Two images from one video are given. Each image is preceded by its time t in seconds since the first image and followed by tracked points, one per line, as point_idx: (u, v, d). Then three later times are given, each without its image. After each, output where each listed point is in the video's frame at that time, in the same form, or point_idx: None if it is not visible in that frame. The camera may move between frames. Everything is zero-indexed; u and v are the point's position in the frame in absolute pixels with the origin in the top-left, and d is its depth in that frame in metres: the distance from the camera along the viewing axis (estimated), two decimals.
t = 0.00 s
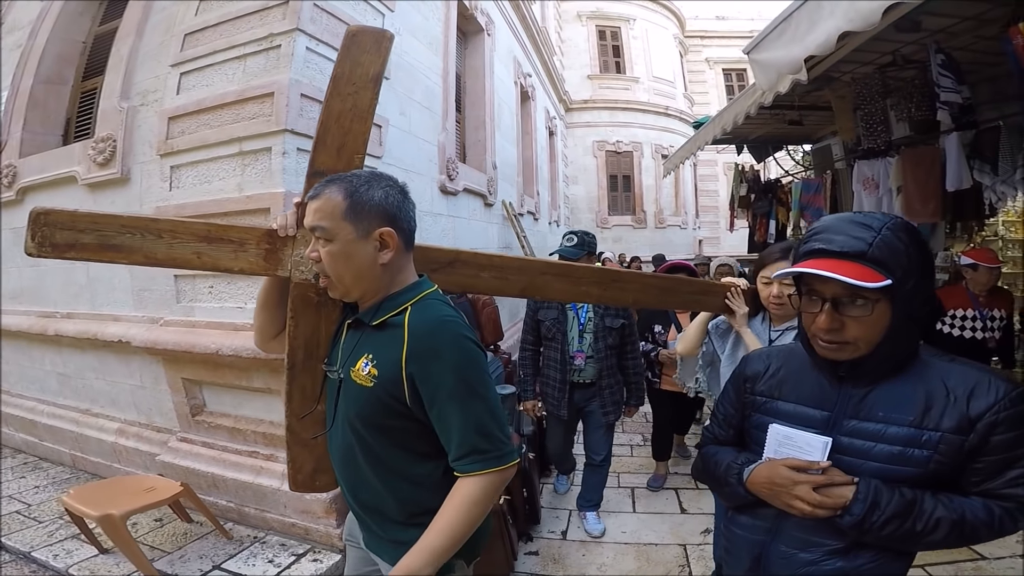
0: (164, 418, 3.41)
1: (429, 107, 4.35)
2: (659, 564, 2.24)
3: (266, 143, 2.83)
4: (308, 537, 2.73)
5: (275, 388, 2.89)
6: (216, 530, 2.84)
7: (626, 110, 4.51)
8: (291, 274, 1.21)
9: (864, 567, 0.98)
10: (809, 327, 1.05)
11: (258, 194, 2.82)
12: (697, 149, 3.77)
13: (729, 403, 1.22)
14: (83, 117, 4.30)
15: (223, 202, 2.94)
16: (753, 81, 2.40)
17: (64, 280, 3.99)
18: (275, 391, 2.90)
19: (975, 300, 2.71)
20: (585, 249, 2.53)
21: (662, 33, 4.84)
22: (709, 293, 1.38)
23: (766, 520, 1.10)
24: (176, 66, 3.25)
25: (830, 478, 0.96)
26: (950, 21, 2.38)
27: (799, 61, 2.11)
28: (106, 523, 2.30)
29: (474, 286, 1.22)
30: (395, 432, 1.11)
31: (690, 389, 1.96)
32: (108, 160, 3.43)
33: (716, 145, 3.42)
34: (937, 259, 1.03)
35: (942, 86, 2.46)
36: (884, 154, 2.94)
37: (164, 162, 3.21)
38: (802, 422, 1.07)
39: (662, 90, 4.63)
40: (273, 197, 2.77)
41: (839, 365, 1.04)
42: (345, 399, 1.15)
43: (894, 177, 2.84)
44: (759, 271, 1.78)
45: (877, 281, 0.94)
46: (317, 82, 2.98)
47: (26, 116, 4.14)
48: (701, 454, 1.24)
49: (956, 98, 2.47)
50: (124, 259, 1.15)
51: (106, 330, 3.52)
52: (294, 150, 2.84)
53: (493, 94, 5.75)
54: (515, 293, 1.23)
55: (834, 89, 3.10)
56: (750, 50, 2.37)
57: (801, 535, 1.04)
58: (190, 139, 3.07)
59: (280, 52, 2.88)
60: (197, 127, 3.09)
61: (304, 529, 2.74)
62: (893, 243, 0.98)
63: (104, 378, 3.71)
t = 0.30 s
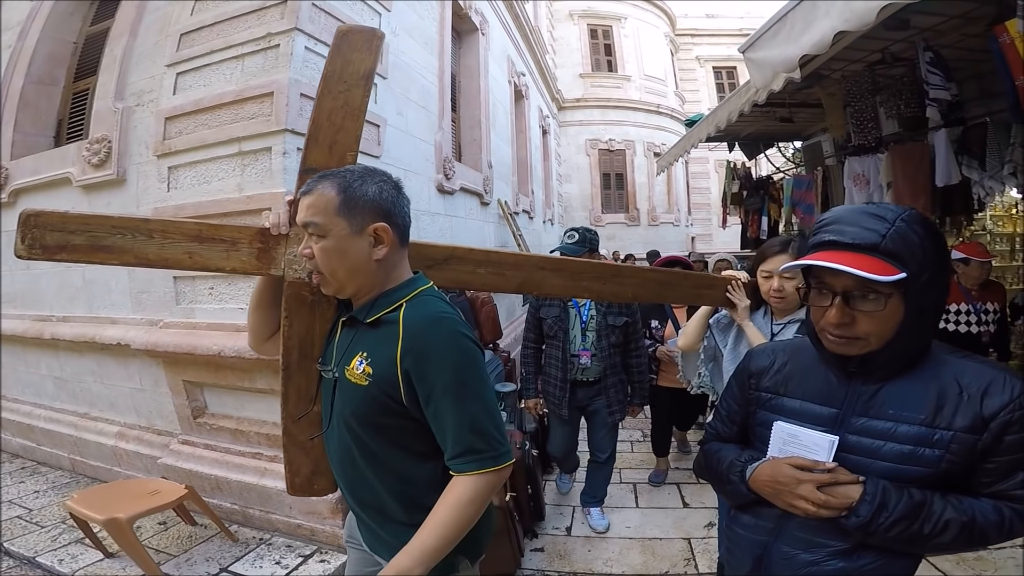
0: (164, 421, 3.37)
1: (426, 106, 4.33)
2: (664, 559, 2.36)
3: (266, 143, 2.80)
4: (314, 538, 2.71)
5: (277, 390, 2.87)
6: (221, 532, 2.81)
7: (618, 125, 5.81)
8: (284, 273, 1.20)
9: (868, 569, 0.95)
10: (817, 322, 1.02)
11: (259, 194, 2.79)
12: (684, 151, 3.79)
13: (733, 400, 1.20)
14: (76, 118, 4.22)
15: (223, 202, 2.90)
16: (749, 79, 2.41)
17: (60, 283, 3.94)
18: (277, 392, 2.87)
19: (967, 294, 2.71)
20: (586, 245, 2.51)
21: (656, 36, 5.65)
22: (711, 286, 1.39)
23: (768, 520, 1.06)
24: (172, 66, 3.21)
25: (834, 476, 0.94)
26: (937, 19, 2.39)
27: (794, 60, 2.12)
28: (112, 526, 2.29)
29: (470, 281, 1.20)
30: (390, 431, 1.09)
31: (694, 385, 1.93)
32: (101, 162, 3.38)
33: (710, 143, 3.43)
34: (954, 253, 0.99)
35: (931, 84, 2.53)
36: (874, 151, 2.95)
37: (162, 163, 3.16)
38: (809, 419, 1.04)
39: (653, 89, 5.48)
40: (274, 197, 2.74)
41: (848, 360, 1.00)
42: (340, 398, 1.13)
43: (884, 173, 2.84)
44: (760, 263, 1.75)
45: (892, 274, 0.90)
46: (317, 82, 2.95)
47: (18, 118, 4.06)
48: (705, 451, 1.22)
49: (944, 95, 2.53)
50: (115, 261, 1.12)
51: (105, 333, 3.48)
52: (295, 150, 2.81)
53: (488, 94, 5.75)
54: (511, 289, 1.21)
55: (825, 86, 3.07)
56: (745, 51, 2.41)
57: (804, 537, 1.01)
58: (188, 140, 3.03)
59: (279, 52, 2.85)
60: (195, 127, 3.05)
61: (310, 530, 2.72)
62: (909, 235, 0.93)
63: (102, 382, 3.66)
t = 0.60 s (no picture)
0: (164, 422, 3.33)
1: (424, 105, 4.31)
2: (670, 553, 2.37)
3: (269, 142, 2.78)
4: (320, 539, 2.68)
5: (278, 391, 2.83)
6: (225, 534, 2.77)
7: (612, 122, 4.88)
8: (276, 273, 1.17)
9: (882, 571, 0.93)
10: (833, 315, 0.99)
11: (262, 193, 2.75)
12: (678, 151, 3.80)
13: (741, 393, 1.16)
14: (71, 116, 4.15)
15: (227, 202, 2.85)
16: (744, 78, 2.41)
17: (55, 284, 3.86)
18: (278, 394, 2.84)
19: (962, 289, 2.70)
20: (590, 244, 2.48)
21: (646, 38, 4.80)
22: (716, 282, 1.37)
23: (777, 521, 1.04)
24: (171, 64, 3.15)
25: (847, 472, 0.91)
26: (929, 19, 2.37)
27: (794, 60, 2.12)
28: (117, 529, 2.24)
29: (467, 281, 1.17)
30: (384, 433, 1.06)
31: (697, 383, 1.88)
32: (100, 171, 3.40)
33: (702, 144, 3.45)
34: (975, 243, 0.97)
35: (921, 83, 2.51)
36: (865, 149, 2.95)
37: (161, 162, 3.12)
38: (822, 415, 1.01)
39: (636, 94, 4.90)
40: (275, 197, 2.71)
41: (866, 356, 0.98)
42: (335, 400, 1.10)
43: (874, 171, 2.84)
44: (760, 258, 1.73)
45: (917, 266, 0.88)
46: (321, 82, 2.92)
47: (10, 117, 3.96)
48: (710, 447, 1.19)
49: (934, 94, 2.50)
50: (105, 263, 1.09)
51: (102, 334, 3.42)
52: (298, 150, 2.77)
53: (485, 93, 5.72)
54: (508, 288, 1.18)
55: (815, 86, 3.13)
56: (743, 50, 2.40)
57: (813, 539, 0.99)
58: (189, 138, 2.98)
59: (281, 50, 2.80)
60: (196, 126, 3.00)
61: (316, 531, 2.68)
62: (933, 225, 0.91)
63: (99, 383, 3.60)
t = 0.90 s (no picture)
0: (162, 423, 3.30)
1: (422, 104, 4.30)
2: (672, 549, 2.43)
3: (271, 139, 2.80)
4: (323, 540, 2.67)
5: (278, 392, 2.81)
6: (226, 536, 2.76)
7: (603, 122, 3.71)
8: (270, 277, 1.15)
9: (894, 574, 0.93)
10: (847, 313, 0.99)
11: (265, 191, 2.78)
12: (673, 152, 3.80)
13: (748, 393, 1.17)
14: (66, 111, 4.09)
15: (227, 200, 2.89)
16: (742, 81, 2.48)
17: (48, 282, 3.79)
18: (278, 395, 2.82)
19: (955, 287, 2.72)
20: (591, 243, 2.46)
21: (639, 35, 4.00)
22: (717, 282, 1.36)
23: (785, 523, 1.03)
24: (172, 60, 3.13)
25: (858, 472, 0.91)
26: (921, 23, 2.39)
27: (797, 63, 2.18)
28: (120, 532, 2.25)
29: (464, 283, 1.16)
30: (379, 438, 1.04)
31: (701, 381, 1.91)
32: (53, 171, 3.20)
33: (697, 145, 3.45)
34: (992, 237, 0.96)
35: (914, 86, 2.54)
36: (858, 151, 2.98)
37: (160, 159, 3.11)
38: (834, 416, 1.01)
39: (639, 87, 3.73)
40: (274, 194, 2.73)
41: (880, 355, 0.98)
42: (329, 405, 1.08)
43: (865, 172, 2.85)
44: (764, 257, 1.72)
45: (937, 263, 0.87)
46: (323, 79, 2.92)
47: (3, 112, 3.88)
48: (715, 445, 1.18)
49: (925, 97, 2.54)
50: (96, 266, 1.08)
51: (98, 334, 3.36)
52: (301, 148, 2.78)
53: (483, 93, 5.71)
54: (506, 289, 1.17)
55: (809, 87, 3.13)
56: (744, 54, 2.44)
57: (823, 541, 0.98)
58: (190, 134, 2.99)
59: (285, 47, 2.79)
60: (196, 123, 3.01)
61: (319, 532, 2.68)
62: (953, 220, 0.90)
63: (94, 384, 3.55)
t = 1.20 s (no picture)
0: (159, 426, 3.25)
1: (419, 103, 4.32)
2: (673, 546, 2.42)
3: (272, 140, 2.81)
4: (327, 541, 2.68)
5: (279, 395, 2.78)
6: (229, 539, 2.72)
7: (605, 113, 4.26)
8: (261, 284, 1.12)
9: None
10: (861, 318, 0.96)
11: (265, 191, 2.78)
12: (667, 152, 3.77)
13: (757, 395, 1.13)
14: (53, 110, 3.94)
15: (228, 200, 2.87)
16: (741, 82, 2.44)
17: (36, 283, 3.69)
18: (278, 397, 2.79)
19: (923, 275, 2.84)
20: (592, 244, 2.44)
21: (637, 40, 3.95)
22: (719, 284, 1.35)
23: (791, 529, 1.01)
24: (168, 58, 3.09)
25: (869, 483, 0.89)
26: (914, 27, 2.27)
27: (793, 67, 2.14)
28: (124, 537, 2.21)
29: (461, 289, 1.14)
30: (371, 448, 1.01)
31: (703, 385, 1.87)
32: None
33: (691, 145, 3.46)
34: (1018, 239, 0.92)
35: (904, 90, 2.52)
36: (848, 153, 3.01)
37: (156, 159, 3.07)
38: (844, 422, 0.98)
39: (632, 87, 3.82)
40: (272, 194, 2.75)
41: (894, 361, 0.95)
42: (320, 413, 1.05)
43: (854, 174, 2.90)
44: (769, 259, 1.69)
45: (960, 270, 0.83)
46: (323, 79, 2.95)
47: None
48: (723, 450, 1.15)
49: (915, 101, 2.53)
50: (85, 275, 1.07)
51: (92, 337, 3.27)
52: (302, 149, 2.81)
53: (476, 92, 5.71)
54: (505, 295, 1.15)
55: (801, 88, 3.04)
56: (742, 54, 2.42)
57: (829, 549, 0.96)
58: (187, 134, 2.96)
59: (285, 45, 2.85)
60: (194, 121, 2.99)
61: (323, 534, 2.69)
62: (979, 224, 0.86)
63: (87, 387, 3.47)
